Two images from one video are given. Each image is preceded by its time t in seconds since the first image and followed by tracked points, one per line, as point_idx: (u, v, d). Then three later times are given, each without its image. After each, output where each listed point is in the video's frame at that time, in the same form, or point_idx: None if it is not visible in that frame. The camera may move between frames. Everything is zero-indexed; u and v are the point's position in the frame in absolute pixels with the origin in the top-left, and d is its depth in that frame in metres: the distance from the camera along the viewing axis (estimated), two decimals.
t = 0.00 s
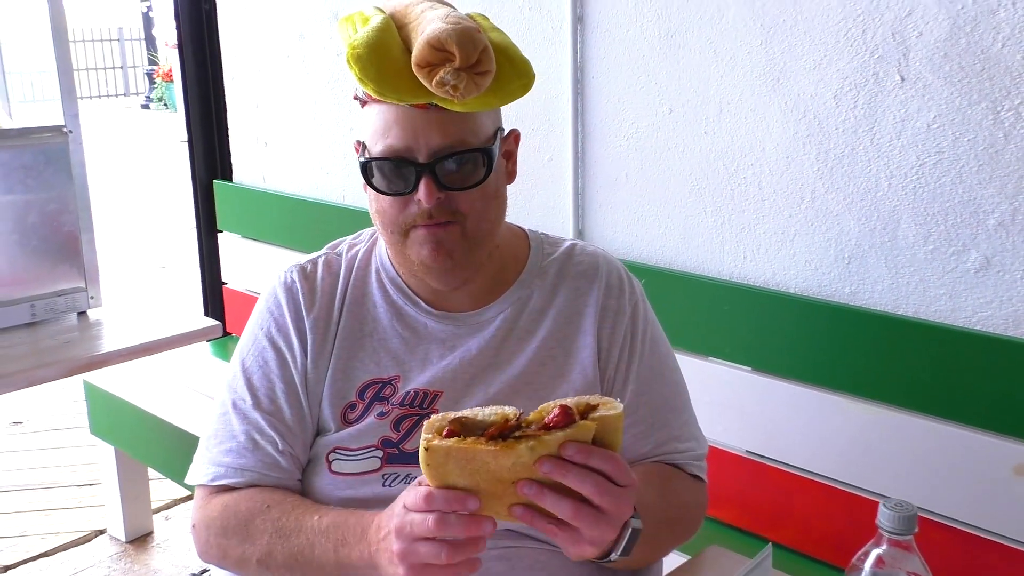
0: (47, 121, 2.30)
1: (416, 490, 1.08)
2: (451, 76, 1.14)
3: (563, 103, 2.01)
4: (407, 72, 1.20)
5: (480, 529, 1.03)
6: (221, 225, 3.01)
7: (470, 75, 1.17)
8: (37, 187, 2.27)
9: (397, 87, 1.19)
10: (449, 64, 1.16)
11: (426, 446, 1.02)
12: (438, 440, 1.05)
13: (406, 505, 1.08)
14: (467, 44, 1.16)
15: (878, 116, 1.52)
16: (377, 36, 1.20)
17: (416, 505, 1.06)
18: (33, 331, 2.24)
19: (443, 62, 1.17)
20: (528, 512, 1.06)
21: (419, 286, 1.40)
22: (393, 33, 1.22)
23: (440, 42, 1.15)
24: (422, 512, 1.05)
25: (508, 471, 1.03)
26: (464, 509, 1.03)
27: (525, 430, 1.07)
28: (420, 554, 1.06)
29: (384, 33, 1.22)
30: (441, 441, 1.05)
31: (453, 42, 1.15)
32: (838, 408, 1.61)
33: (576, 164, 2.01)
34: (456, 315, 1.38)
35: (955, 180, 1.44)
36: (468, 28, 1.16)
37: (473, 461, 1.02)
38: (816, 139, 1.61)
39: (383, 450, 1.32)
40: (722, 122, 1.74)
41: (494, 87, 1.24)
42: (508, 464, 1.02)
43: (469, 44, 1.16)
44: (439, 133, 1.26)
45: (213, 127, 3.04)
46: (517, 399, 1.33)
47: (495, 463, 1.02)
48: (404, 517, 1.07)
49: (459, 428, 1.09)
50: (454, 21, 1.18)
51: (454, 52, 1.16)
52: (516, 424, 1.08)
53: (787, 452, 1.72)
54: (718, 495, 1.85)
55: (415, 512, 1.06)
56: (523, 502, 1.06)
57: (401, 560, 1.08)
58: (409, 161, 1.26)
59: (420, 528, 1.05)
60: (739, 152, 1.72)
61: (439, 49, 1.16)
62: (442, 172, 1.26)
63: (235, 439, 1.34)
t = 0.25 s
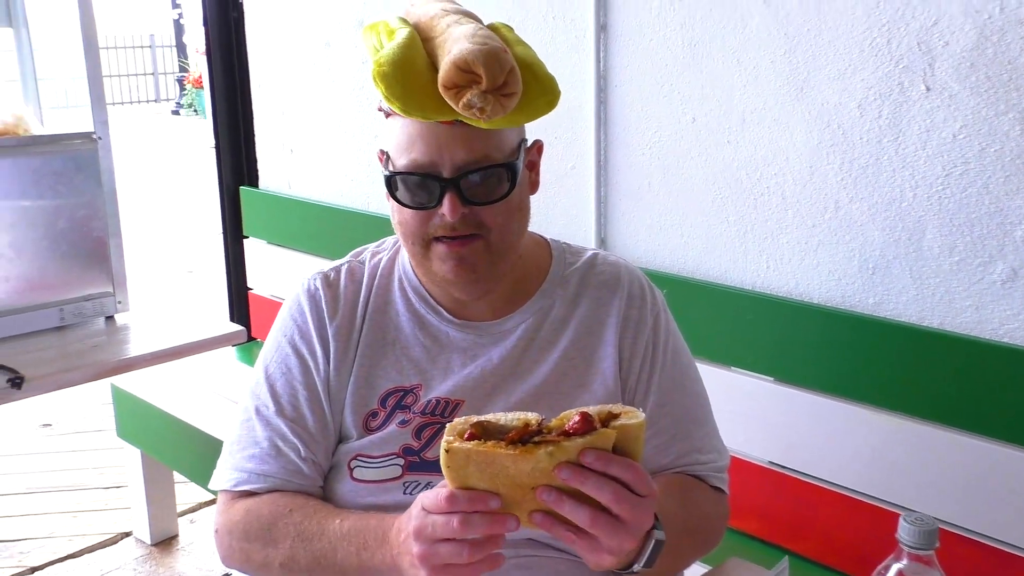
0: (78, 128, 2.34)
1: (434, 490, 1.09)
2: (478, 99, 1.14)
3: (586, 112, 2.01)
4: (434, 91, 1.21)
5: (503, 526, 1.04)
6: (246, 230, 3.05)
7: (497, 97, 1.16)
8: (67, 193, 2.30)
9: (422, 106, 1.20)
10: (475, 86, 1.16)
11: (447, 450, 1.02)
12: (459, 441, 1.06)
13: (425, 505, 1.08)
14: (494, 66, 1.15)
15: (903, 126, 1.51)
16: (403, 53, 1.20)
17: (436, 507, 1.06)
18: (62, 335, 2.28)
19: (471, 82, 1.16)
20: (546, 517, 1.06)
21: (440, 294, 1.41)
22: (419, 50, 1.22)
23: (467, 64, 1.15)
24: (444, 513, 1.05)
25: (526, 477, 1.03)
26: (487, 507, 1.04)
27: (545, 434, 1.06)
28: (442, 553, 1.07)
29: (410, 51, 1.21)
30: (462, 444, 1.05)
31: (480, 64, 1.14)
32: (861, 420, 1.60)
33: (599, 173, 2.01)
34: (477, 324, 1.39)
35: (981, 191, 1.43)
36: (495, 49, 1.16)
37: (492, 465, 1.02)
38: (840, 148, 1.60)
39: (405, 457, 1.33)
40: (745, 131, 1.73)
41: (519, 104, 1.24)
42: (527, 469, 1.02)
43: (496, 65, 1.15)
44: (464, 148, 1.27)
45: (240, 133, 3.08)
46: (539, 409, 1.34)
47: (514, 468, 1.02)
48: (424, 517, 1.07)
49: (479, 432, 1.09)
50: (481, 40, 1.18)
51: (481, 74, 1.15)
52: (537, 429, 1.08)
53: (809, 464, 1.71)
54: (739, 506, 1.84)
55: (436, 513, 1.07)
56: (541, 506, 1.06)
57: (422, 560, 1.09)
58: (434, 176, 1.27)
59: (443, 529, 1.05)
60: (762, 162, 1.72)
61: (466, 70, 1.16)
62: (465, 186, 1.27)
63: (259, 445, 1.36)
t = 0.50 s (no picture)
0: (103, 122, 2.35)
1: (466, 505, 1.09)
2: (530, 133, 1.12)
3: (612, 109, 2.00)
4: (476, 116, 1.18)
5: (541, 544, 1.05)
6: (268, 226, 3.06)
7: (547, 125, 1.14)
8: (92, 187, 2.31)
9: (464, 134, 1.19)
10: (525, 118, 1.13)
11: (482, 466, 1.04)
12: (496, 461, 1.08)
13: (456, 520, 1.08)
14: (542, 96, 1.11)
15: (935, 126, 1.49)
16: (440, 82, 1.16)
17: (469, 522, 1.07)
18: (85, 329, 2.29)
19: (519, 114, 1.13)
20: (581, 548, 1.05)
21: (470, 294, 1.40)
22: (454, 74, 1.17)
23: (514, 97, 1.11)
24: (477, 530, 1.06)
25: (560, 502, 1.03)
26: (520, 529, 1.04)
27: (582, 460, 1.07)
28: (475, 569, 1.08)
29: (446, 76, 1.17)
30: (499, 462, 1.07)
31: (527, 96, 1.10)
32: (887, 422, 1.59)
33: (624, 171, 2.00)
34: (506, 324, 1.38)
35: (1015, 192, 1.41)
36: (540, 76, 1.11)
37: (527, 486, 1.04)
38: (870, 147, 1.58)
39: (431, 456, 1.33)
40: (773, 129, 1.72)
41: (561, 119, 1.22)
42: (562, 494, 1.02)
43: (544, 96, 1.11)
44: (502, 163, 1.25)
45: (263, 128, 3.09)
46: (566, 409, 1.34)
47: (548, 492, 1.03)
48: (457, 533, 1.08)
49: (518, 452, 1.11)
50: (522, 64, 1.13)
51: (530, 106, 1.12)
52: (575, 454, 1.09)
53: (835, 466, 1.69)
54: (763, 507, 1.82)
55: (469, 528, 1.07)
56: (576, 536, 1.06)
57: None
58: (471, 194, 1.27)
59: (477, 545, 1.06)
60: (790, 161, 1.71)
61: (512, 102, 1.12)
62: (504, 200, 1.27)
63: (286, 440, 1.36)
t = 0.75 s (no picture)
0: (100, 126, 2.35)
1: (465, 511, 1.09)
2: (531, 150, 1.12)
3: (609, 119, 2.01)
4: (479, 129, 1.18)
5: (541, 549, 1.05)
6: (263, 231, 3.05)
7: (549, 143, 1.14)
8: (88, 190, 2.31)
9: (466, 146, 1.19)
10: (528, 135, 1.13)
11: (481, 472, 1.05)
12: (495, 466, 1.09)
13: (455, 526, 1.08)
14: (547, 113, 1.11)
15: (931, 139, 1.50)
16: (445, 91, 1.16)
17: (470, 528, 1.07)
18: (80, 333, 2.28)
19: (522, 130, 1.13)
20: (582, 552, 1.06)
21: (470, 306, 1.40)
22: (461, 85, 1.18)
23: (519, 113, 1.11)
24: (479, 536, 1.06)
25: (561, 505, 1.05)
26: (520, 534, 1.05)
27: (583, 464, 1.08)
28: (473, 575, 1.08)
29: (452, 86, 1.17)
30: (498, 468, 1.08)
31: (532, 112, 1.11)
32: (882, 435, 1.59)
33: (621, 181, 2.01)
34: (505, 336, 1.38)
35: (1009, 206, 1.42)
36: (546, 94, 1.11)
37: (528, 490, 1.05)
38: (866, 160, 1.59)
39: (429, 468, 1.33)
40: (770, 141, 1.73)
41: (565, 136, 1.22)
42: (563, 498, 1.04)
43: (549, 113, 1.11)
44: (503, 176, 1.26)
45: (259, 133, 3.09)
46: (565, 421, 1.34)
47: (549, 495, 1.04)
48: (456, 540, 1.08)
49: (516, 456, 1.11)
50: (529, 79, 1.13)
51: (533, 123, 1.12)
52: (576, 457, 1.10)
53: (831, 479, 1.69)
54: (758, 518, 1.82)
55: (468, 535, 1.07)
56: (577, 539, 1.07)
57: None
58: (472, 207, 1.27)
59: (477, 552, 1.06)
60: (786, 172, 1.71)
61: (516, 118, 1.12)
62: (504, 214, 1.27)
63: (283, 452, 1.35)
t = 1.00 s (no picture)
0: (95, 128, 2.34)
1: (452, 496, 1.09)
2: (536, 155, 1.12)
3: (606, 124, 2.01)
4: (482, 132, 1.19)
5: (528, 528, 1.04)
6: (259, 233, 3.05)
7: (553, 148, 1.14)
8: (82, 192, 2.30)
9: (468, 148, 1.19)
10: (532, 139, 1.13)
11: (465, 466, 1.06)
12: (478, 459, 1.09)
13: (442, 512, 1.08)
14: (552, 118, 1.11)
15: (925, 146, 1.51)
16: (450, 94, 1.16)
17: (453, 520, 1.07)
18: (74, 335, 2.28)
19: (526, 134, 1.13)
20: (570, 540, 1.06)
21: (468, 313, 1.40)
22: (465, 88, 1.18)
23: (524, 117, 1.11)
24: (461, 527, 1.06)
25: (546, 496, 1.05)
26: (506, 513, 1.04)
27: (566, 455, 1.09)
28: (459, 563, 1.07)
29: (458, 90, 1.17)
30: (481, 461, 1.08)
31: (537, 117, 1.11)
32: (877, 442, 1.60)
33: (617, 186, 2.01)
34: (503, 343, 1.38)
35: (1003, 214, 1.43)
36: (552, 98, 1.11)
37: (512, 482, 1.05)
38: (861, 166, 1.60)
39: (426, 476, 1.34)
40: (765, 147, 1.73)
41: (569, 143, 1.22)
42: (547, 488, 1.04)
43: (554, 117, 1.11)
44: (504, 181, 1.26)
45: (255, 135, 3.08)
46: (561, 429, 1.34)
47: (535, 486, 1.05)
48: (444, 525, 1.07)
49: (500, 448, 1.12)
50: (535, 83, 1.13)
51: (538, 127, 1.12)
52: (559, 448, 1.11)
53: (825, 486, 1.70)
54: (752, 523, 1.83)
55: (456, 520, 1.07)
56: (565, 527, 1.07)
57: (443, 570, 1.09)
58: (472, 210, 1.27)
59: (464, 536, 1.06)
60: (781, 178, 1.72)
61: (521, 121, 1.12)
62: (505, 218, 1.28)
63: (280, 457, 1.35)
